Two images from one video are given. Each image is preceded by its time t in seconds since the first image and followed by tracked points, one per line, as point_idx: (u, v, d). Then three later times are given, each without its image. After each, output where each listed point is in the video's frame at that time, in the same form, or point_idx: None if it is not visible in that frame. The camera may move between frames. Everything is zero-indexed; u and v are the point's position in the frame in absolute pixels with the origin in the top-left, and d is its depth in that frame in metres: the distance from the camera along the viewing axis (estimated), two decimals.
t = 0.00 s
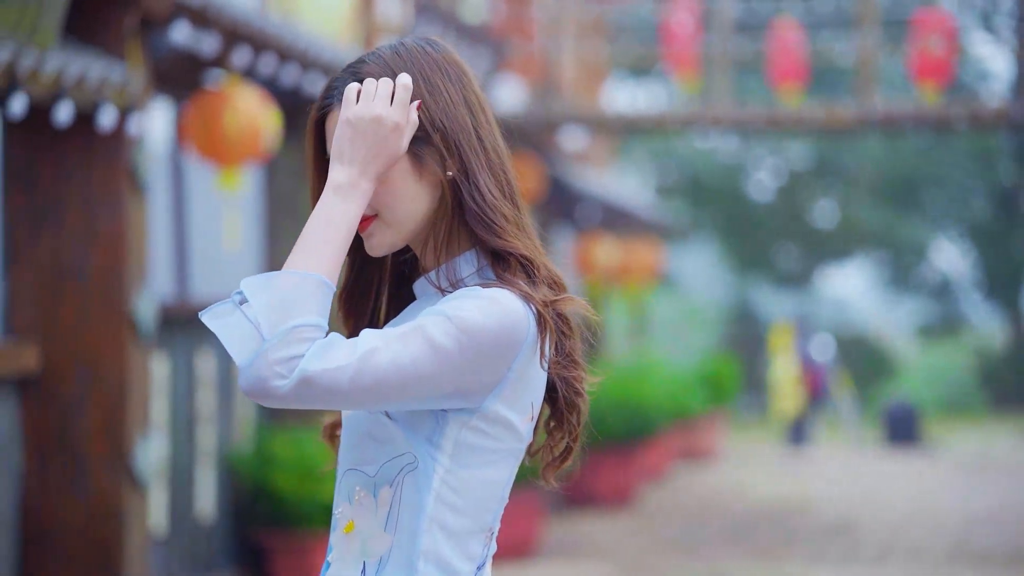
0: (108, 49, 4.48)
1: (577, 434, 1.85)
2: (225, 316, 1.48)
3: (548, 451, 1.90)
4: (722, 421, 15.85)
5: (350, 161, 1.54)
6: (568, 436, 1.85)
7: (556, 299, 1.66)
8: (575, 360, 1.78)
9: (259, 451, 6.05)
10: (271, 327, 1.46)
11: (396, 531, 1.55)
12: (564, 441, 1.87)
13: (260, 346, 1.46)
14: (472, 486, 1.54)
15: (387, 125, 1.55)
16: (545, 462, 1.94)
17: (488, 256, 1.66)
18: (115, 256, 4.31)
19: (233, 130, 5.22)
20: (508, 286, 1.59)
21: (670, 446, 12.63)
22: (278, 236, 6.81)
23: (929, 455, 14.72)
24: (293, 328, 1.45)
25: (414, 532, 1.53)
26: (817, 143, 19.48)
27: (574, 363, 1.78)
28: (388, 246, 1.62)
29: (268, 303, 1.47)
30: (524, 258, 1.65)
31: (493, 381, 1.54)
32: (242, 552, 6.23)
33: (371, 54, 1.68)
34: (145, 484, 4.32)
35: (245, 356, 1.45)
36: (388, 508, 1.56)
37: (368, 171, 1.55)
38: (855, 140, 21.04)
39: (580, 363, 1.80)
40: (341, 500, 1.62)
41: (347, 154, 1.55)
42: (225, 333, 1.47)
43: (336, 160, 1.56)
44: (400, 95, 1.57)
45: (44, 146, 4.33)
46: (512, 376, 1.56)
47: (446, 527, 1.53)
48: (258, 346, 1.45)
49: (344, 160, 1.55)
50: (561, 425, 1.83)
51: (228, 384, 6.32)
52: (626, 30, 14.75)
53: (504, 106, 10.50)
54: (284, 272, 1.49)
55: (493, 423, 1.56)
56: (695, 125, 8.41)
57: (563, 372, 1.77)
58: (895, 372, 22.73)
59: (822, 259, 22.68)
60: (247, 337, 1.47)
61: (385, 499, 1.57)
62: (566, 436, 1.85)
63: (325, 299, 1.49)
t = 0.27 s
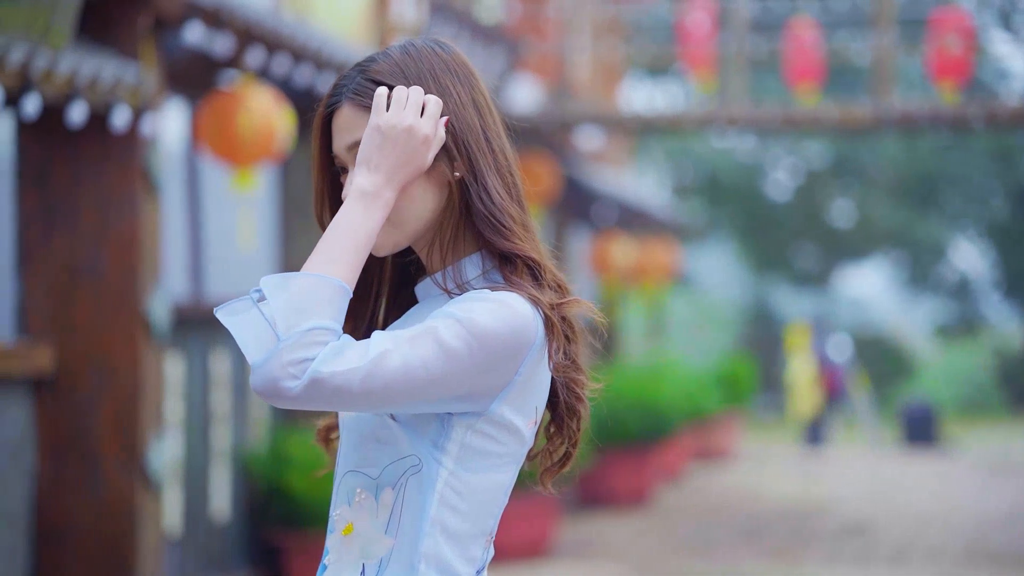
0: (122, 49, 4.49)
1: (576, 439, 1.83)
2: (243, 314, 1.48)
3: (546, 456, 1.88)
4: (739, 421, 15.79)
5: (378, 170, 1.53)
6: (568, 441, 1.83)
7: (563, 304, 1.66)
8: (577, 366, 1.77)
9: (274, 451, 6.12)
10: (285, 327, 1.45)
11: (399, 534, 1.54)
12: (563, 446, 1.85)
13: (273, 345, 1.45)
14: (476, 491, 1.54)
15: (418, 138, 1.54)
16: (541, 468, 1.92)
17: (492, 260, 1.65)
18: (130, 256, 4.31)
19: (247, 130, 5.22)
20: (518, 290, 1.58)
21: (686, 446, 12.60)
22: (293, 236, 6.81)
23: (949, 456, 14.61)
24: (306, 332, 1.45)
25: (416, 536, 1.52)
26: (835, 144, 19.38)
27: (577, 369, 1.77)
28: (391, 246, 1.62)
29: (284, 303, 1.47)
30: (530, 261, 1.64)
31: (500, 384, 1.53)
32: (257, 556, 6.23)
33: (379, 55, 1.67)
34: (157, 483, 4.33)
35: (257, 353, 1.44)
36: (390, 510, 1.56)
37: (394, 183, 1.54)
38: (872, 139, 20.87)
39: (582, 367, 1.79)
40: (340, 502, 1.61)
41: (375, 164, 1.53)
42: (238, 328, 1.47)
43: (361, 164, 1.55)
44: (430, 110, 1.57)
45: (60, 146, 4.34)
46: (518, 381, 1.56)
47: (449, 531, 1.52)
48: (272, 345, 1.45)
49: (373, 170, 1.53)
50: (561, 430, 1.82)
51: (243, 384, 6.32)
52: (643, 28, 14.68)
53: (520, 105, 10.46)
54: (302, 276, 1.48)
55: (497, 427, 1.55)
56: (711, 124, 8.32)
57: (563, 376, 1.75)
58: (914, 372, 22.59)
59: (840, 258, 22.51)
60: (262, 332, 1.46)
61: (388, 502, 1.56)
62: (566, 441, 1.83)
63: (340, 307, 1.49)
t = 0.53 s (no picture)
0: (136, 49, 4.50)
1: (575, 444, 1.83)
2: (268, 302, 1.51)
3: (545, 459, 1.89)
4: (757, 423, 15.73)
5: (408, 177, 1.53)
6: (566, 444, 1.82)
7: (569, 305, 1.68)
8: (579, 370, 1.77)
9: (288, 451, 6.13)
10: (306, 322, 1.45)
11: (405, 534, 1.53)
12: (561, 450, 1.86)
13: (292, 339, 1.44)
14: (481, 491, 1.54)
15: (450, 145, 1.54)
16: (540, 469, 1.92)
17: (494, 259, 1.65)
18: (144, 257, 4.31)
19: (261, 131, 5.23)
20: (524, 290, 1.59)
21: (703, 447, 12.58)
22: (308, 237, 6.82)
23: (968, 457, 14.53)
24: (323, 328, 1.44)
25: (424, 536, 1.52)
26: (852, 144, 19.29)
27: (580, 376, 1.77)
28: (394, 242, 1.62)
29: (304, 298, 1.46)
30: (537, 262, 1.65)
31: (508, 384, 1.54)
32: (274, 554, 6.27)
33: (391, 50, 1.66)
34: (172, 484, 4.33)
35: (275, 349, 1.44)
36: (395, 511, 1.55)
37: (421, 189, 1.53)
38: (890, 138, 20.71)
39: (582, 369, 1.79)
40: (341, 504, 1.59)
41: (406, 170, 1.53)
42: (258, 318, 1.49)
43: (389, 167, 1.54)
44: (461, 117, 1.57)
45: (75, 147, 4.36)
46: (524, 383, 1.57)
47: (455, 531, 1.52)
48: (290, 340, 1.44)
49: (403, 177, 1.53)
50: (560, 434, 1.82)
51: (258, 383, 6.33)
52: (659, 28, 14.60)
53: (536, 105, 10.42)
54: (321, 272, 1.47)
55: (503, 429, 1.56)
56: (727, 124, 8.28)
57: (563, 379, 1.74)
58: (933, 373, 22.46)
59: (859, 258, 22.37)
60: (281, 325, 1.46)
61: (393, 502, 1.55)
62: (564, 445, 1.83)
63: (361, 304, 1.48)
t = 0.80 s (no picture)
0: (149, 50, 4.51)
1: (574, 444, 1.82)
2: (296, 292, 1.52)
3: (544, 460, 1.89)
4: (773, 423, 15.68)
5: (433, 178, 1.56)
6: (564, 445, 1.82)
7: (574, 302, 1.72)
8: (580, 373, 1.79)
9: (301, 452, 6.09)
10: (332, 316, 1.47)
11: (418, 535, 1.53)
12: (561, 451, 1.86)
13: (318, 332, 1.47)
14: (491, 492, 1.55)
15: (472, 148, 1.58)
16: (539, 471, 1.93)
17: (495, 256, 1.70)
18: (157, 258, 4.32)
19: (274, 131, 5.23)
20: (525, 285, 1.64)
21: (719, 447, 12.55)
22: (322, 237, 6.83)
23: (985, 458, 14.44)
24: (350, 324, 1.46)
25: (438, 536, 1.52)
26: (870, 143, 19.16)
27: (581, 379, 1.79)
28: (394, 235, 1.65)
29: (333, 293, 1.49)
30: (540, 259, 1.70)
31: (518, 383, 1.55)
32: (287, 553, 6.24)
33: (401, 48, 1.69)
34: (185, 483, 4.33)
35: (300, 342, 1.46)
36: (406, 513, 1.54)
37: (444, 191, 1.56)
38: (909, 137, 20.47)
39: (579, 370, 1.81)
40: (350, 507, 1.58)
41: (433, 173, 1.56)
42: (282, 307, 1.51)
43: (414, 167, 1.57)
44: (483, 121, 1.61)
45: (89, 147, 4.36)
46: (532, 384, 1.59)
47: (466, 531, 1.53)
48: (317, 332, 1.47)
49: (430, 179, 1.56)
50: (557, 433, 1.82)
51: (272, 383, 6.34)
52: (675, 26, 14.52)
53: (551, 105, 10.37)
54: (348, 267, 1.51)
55: (511, 428, 1.57)
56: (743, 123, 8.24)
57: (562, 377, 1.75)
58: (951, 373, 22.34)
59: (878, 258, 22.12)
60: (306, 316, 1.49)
61: (404, 504, 1.55)
62: (563, 446, 1.83)
63: (383, 302, 1.50)
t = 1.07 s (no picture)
0: (161, 51, 4.51)
1: (571, 444, 1.82)
2: (329, 280, 1.55)
3: (541, 460, 1.89)
4: (790, 423, 15.62)
5: (454, 180, 1.57)
6: (560, 445, 1.82)
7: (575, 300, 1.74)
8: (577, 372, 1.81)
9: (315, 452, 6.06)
10: (360, 307, 1.48)
11: (426, 535, 1.53)
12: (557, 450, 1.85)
13: (347, 322, 1.48)
14: (498, 489, 1.55)
15: (489, 151, 1.60)
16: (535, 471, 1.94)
17: (495, 255, 1.71)
18: (169, 258, 4.33)
19: (287, 131, 5.24)
20: (530, 281, 1.66)
21: (734, 447, 12.52)
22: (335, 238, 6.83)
23: (1003, 459, 14.33)
24: (377, 314, 1.47)
25: (447, 535, 1.52)
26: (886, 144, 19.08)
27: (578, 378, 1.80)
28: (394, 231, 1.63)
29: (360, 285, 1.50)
30: (543, 256, 1.72)
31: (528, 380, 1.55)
32: (300, 554, 6.21)
33: (405, 45, 1.69)
34: (197, 483, 4.33)
35: (328, 334, 1.48)
36: (413, 512, 1.54)
37: (463, 193, 1.57)
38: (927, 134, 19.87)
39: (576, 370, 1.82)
40: (353, 507, 1.56)
41: (456, 175, 1.57)
42: (308, 297, 1.54)
43: (435, 168, 1.57)
44: (503, 130, 1.63)
45: (100, 147, 4.37)
46: (538, 383, 1.59)
47: (474, 530, 1.53)
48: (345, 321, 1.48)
49: (453, 181, 1.57)
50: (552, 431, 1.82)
51: (285, 384, 6.34)
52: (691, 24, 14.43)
53: (566, 104, 10.33)
54: (373, 258, 1.51)
55: (517, 427, 1.57)
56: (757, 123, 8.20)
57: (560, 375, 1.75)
58: (969, 373, 22.18)
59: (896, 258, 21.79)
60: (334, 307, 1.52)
61: (411, 504, 1.54)
62: (558, 445, 1.82)
63: (407, 297, 1.52)
